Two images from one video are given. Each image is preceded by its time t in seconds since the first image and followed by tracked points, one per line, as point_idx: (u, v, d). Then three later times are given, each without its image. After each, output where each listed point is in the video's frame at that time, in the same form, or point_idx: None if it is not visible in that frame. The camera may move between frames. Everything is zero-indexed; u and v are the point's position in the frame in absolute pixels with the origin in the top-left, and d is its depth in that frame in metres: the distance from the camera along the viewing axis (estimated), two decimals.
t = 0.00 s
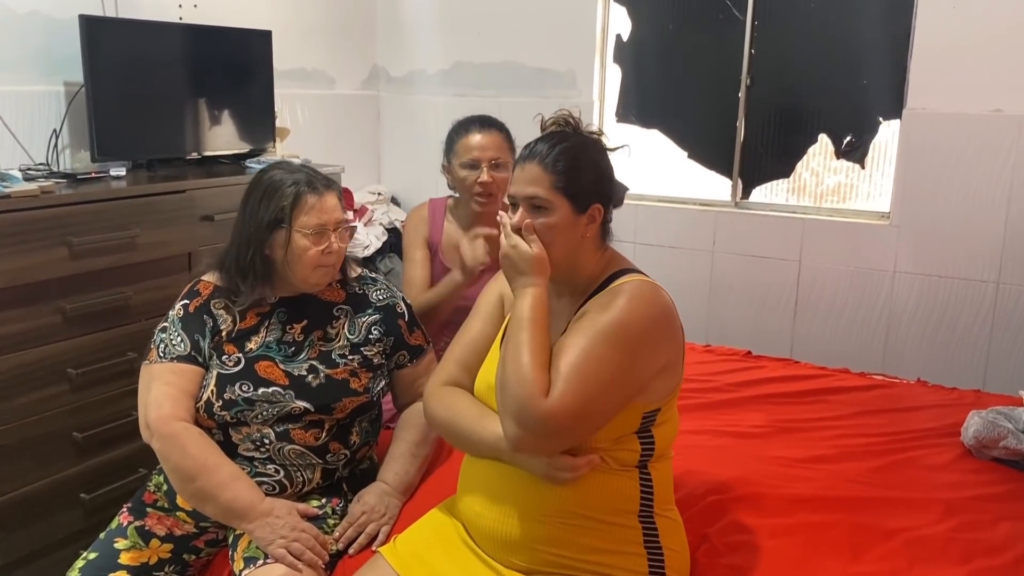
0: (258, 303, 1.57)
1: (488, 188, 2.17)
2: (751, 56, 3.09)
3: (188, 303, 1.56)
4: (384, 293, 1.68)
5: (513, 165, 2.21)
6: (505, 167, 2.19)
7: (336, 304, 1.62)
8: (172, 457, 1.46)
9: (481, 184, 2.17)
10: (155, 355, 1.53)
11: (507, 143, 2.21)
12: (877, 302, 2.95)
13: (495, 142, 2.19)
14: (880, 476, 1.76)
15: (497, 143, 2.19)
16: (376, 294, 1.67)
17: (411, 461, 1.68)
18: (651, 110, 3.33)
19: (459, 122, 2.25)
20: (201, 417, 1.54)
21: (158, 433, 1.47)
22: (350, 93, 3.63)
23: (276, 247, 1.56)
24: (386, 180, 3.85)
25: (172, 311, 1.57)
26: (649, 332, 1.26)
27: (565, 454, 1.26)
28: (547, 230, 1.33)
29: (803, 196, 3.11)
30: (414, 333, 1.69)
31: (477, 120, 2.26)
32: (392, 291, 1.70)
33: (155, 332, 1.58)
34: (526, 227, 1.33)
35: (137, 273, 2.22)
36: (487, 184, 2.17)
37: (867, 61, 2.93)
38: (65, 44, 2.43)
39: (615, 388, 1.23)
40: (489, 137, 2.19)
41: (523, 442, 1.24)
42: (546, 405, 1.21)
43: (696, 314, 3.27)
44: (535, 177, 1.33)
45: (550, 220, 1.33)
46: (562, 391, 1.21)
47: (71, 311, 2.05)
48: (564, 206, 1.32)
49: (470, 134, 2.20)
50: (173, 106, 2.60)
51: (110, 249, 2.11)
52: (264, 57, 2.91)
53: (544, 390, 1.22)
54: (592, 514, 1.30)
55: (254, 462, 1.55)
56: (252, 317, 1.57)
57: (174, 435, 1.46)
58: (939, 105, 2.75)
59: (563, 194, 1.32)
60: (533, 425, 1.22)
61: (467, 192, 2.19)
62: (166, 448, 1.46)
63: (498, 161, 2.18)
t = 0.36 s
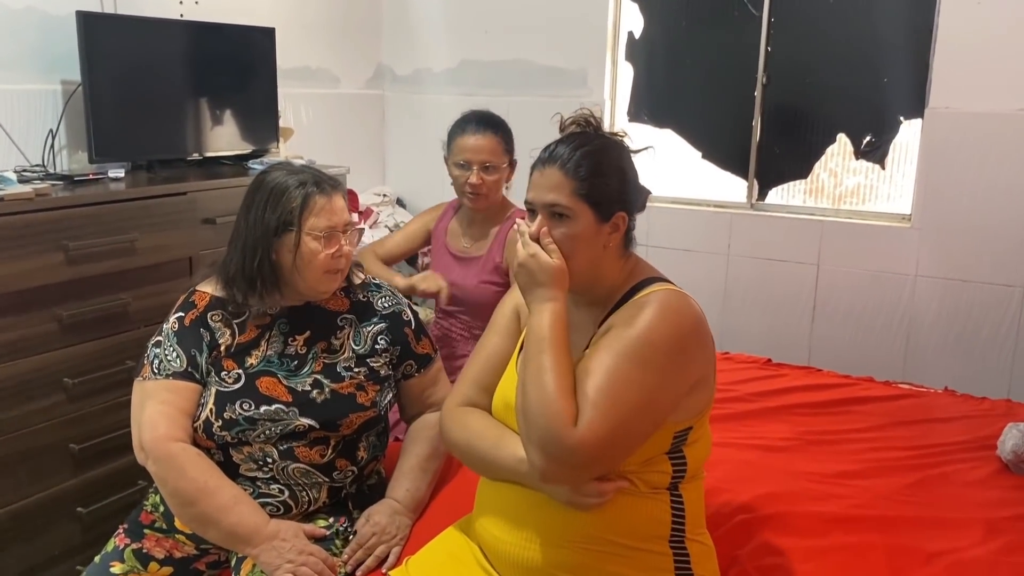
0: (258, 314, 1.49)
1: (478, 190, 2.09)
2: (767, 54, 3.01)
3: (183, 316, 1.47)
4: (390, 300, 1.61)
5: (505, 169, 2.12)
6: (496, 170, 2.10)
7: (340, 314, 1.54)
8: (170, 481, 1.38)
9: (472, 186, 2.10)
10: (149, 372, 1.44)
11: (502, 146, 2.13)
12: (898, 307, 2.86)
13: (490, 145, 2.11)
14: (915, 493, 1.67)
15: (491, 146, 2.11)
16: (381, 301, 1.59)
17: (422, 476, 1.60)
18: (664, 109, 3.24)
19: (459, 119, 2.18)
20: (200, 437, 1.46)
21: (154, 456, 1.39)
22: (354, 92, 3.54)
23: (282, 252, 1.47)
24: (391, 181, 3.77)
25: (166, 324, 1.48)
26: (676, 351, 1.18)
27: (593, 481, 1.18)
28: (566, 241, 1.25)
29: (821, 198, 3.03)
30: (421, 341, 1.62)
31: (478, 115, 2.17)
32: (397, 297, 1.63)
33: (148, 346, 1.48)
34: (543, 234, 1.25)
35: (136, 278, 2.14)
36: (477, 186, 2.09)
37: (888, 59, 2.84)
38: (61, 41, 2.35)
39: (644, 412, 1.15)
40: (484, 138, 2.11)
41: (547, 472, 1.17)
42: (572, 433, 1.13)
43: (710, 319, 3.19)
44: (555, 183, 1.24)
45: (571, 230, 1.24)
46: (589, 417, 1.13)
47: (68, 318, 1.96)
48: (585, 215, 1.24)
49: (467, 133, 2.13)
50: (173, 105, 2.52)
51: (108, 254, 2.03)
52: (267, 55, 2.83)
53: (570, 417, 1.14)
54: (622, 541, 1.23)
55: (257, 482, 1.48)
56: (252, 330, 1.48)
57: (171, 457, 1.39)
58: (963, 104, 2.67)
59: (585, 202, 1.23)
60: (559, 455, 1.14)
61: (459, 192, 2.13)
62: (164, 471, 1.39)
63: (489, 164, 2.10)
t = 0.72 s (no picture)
0: (270, 326, 1.44)
1: (499, 196, 2.07)
2: (785, 55, 2.95)
3: (194, 327, 1.43)
4: (406, 312, 1.56)
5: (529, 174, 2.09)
6: (518, 175, 2.08)
7: (355, 327, 1.49)
8: (180, 500, 1.34)
9: (493, 193, 2.08)
10: (159, 386, 1.40)
11: (526, 153, 2.11)
12: (919, 314, 2.80)
13: (513, 151, 2.10)
14: (949, 511, 1.62)
15: (516, 153, 2.09)
16: (397, 314, 1.54)
17: (435, 497, 1.55)
18: (679, 111, 3.19)
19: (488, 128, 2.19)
20: (210, 454, 1.42)
21: (163, 474, 1.34)
22: (364, 95, 3.50)
23: (288, 258, 1.43)
24: (401, 184, 3.72)
25: (177, 336, 1.44)
26: (716, 373, 1.13)
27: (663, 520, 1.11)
28: (587, 249, 1.19)
29: (840, 202, 2.97)
30: (438, 356, 1.57)
31: (505, 123, 2.16)
32: (414, 310, 1.58)
33: (158, 359, 1.44)
34: (565, 242, 1.20)
35: (144, 286, 2.09)
36: (499, 192, 2.07)
37: (909, 60, 2.78)
38: (68, 44, 2.31)
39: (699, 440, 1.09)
40: (508, 145, 2.10)
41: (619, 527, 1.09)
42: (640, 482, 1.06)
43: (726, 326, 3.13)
44: (581, 191, 1.21)
45: (594, 239, 1.19)
46: (653, 461, 1.06)
47: (76, 328, 1.92)
48: (610, 224, 1.19)
49: (491, 140, 2.12)
50: (182, 109, 2.48)
51: (116, 262, 1.99)
52: (276, 58, 2.79)
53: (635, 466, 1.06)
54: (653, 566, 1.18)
55: (269, 501, 1.43)
56: (264, 342, 1.44)
57: (181, 475, 1.34)
58: (987, 107, 2.60)
59: (609, 211, 1.19)
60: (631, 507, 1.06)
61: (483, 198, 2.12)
62: (174, 489, 1.34)
63: (510, 168, 2.07)
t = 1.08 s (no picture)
0: (281, 330, 1.41)
1: (510, 203, 2.04)
2: (800, 54, 2.90)
3: (204, 330, 1.40)
4: (419, 316, 1.53)
5: (539, 179, 2.06)
6: (527, 180, 2.04)
7: (367, 331, 1.46)
8: (188, 505, 1.30)
9: (502, 199, 2.05)
10: (168, 389, 1.37)
11: (536, 159, 2.06)
12: (936, 316, 2.75)
13: (524, 156, 2.05)
14: (972, 519, 1.58)
15: (526, 158, 2.05)
16: (410, 318, 1.51)
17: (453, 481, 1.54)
18: (692, 110, 3.14)
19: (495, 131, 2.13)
20: (219, 459, 1.39)
21: (172, 479, 1.31)
22: (373, 95, 3.47)
23: (297, 262, 1.41)
24: (410, 185, 3.69)
25: (186, 339, 1.41)
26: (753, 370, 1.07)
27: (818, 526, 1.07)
28: (582, 251, 1.17)
29: (855, 202, 2.92)
30: (453, 354, 1.55)
31: (513, 127, 2.11)
32: (425, 314, 1.55)
33: (166, 362, 1.42)
34: (560, 244, 1.18)
35: (152, 288, 2.07)
36: (507, 198, 2.04)
37: (926, 58, 2.74)
38: (75, 44, 2.29)
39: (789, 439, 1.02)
40: (517, 150, 2.05)
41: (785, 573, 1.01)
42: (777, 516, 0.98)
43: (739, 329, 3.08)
44: (576, 190, 1.19)
45: (590, 240, 1.17)
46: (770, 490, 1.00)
47: (82, 331, 1.89)
48: (606, 224, 1.17)
49: (500, 144, 2.08)
50: (190, 109, 2.46)
51: (122, 264, 1.96)
52: (286, 58, 2.76)
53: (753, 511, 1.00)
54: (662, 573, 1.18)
55: (279, 508, 1.40)
56: (275, 346, 1.41)
57: (190, 480, 1.31)
58: (1007, 105, 2.55)
59: (606, 212, 1.17)
60: (787, 547, 0.98)
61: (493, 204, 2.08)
62: (182, 494, 1.31)
63: (519, 174, 2.04)
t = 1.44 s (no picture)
0: (280, 336, 1.36)
1: (499, 191, 1.93)
2: (817, 49, 2.82)
3: (200, 335, 1.34)
4: (422, 317, 1.47)
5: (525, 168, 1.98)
6: (516, 167, 1.96)
7: (370, 337, 1.41)
8: (180, 518, 1.24)
9: (490, 188, 1.93)
10: (161, 396, 1.31)
11: (522, 145, 1.99)
12: (958, 319, 2.67)
13: (510, 143, 1.97)
14: (998, 533, 1.51)
15: (512, 143, 1.97)
16: (413, 320, 1.46)
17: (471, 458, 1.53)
18: (706, 107, 3.07)
19: (473, 120, 2.05)
20: (214, 470, 1.33)
21: (163, 490, 1.25)
22: (380, 93, 3.41)
23: (297, 269, 1.35)
24: (418, 185, 3.64)
25: (182, 344, 1.35)
26: (768, 371, 1.01)
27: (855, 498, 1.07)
28: (569, 254, 1.10)
29: (873, 202, 2.84)
30: (461, 341, 1.49)
31: (490, 116, 2.04)
32: (428, 311, 1.49)
33: (160, 368, 1.36)
34: (547, 247, 1.12)
35: (151, 290, 2.02)
36: (496, 187, 1.93)
37: (948, 53, 2.65)
38: (75, 40, 2.24)
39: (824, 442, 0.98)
40: (503, 136, 1.97)
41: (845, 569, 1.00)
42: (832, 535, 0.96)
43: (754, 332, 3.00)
44: (560, 189, 1.13)
45: (578, 241, 1.10)
46: (814, 506, 0.97)
47: (79, 334, 1.85)
48: (594, 225, 1.10)
49: (483, 132, 1.99)
50: (193, 106, 2.41)
51: (121, 265, 1.92)
52: (291, 55, 2.72)
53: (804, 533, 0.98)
54: None
55: (275, 521, 1.35)
56: (274, 353, 1.35)
57: (182, 491, 1.24)
58: None
59: (594, 211, 1.10)
60: (843, 561, 0.97)
61: (476, 196, 1.97)
62: (173, 507, 1.24)
63: (507, 161, 1.95)
